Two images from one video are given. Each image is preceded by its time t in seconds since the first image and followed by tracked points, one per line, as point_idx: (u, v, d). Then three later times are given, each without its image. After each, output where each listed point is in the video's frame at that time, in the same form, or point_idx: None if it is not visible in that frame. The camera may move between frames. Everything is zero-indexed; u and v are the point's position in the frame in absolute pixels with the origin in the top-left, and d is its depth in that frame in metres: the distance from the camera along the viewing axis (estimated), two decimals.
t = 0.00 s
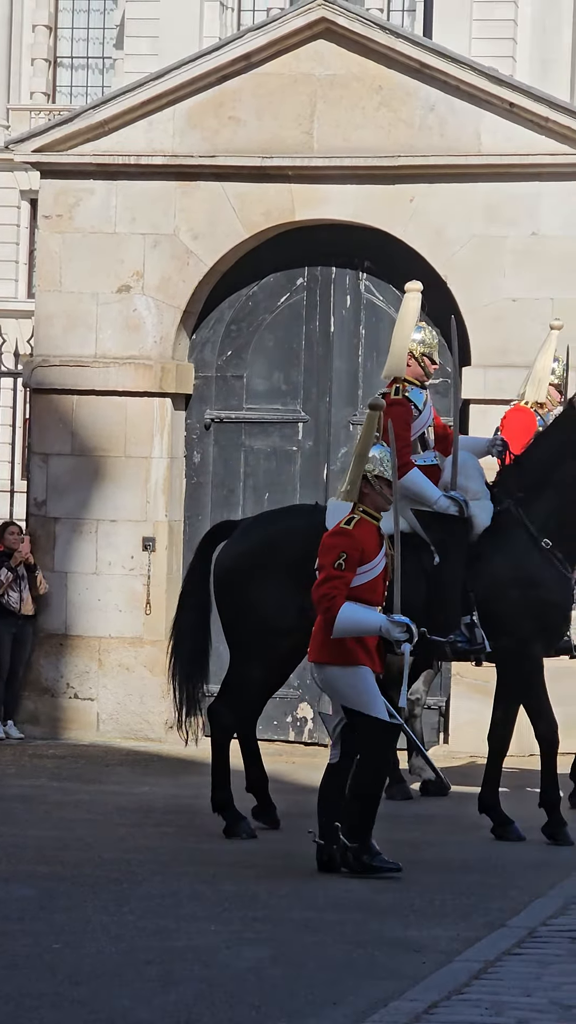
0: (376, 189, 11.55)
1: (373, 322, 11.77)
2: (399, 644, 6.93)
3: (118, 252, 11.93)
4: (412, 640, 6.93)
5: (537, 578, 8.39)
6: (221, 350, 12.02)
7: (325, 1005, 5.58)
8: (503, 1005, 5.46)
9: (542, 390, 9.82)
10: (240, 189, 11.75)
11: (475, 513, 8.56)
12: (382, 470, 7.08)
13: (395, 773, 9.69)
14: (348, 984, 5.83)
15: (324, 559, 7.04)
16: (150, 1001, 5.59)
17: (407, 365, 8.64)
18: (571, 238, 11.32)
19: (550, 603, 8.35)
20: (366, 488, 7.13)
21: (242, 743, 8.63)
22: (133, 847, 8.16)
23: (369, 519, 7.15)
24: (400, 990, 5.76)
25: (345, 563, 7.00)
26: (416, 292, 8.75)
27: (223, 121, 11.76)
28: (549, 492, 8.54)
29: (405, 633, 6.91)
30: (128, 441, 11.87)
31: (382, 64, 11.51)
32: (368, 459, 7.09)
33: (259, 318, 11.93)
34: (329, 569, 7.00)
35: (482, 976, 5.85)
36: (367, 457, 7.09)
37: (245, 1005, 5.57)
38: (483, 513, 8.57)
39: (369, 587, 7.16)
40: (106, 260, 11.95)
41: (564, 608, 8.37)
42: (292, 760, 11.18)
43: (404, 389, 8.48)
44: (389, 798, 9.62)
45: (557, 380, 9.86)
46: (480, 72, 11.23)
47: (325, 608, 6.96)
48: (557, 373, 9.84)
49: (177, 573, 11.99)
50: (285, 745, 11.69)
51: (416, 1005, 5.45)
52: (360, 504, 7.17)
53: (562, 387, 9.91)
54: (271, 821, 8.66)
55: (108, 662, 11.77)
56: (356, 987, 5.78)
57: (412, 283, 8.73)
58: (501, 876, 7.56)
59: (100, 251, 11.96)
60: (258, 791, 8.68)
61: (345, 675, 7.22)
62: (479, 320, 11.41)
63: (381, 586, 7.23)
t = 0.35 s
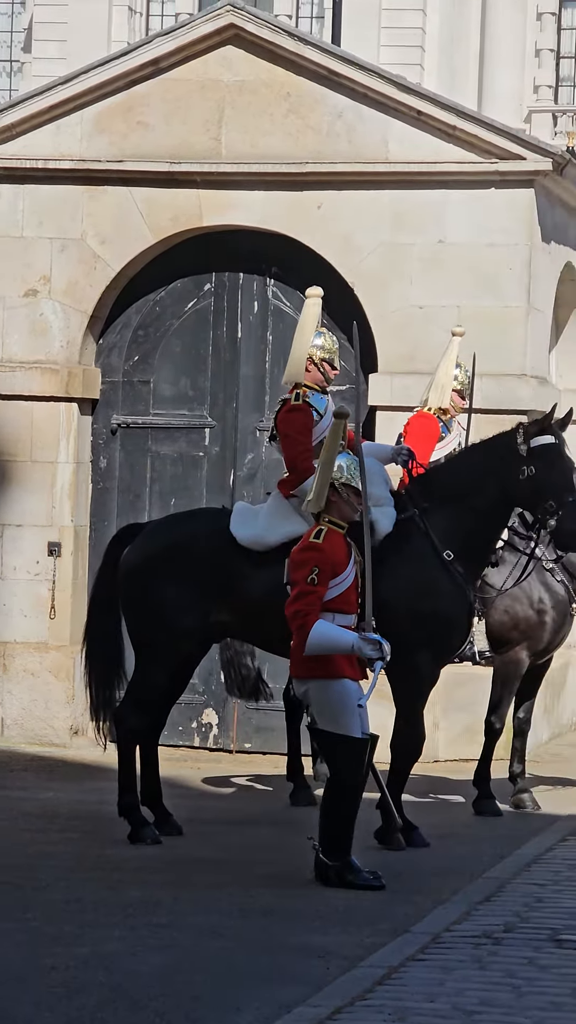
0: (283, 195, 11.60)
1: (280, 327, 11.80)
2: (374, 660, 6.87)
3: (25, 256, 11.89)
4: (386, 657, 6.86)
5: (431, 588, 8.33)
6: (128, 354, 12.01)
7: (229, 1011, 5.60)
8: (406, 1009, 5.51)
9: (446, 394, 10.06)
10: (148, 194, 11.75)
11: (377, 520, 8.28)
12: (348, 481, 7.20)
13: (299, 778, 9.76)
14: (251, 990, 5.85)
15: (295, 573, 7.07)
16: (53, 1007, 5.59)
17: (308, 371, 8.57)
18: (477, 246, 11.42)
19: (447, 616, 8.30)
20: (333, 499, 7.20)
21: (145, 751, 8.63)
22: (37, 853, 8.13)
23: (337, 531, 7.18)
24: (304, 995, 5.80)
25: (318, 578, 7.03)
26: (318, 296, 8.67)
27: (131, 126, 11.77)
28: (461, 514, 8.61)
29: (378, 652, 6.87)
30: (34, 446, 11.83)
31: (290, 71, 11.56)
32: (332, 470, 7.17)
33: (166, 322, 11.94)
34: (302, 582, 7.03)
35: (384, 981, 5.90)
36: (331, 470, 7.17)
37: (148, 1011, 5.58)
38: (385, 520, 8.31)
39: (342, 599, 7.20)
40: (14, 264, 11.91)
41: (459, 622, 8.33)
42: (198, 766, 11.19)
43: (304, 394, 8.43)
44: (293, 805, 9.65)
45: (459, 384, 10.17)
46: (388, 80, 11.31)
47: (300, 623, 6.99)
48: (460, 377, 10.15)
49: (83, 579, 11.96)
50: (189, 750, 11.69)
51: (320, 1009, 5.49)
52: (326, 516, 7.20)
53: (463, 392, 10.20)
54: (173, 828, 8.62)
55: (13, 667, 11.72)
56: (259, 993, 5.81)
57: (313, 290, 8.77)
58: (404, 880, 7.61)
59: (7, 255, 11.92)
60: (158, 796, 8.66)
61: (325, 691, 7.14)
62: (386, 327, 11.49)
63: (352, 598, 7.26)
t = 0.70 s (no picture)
0: (220, 199, 11.59)
1: (217, 332, 11.80)
2: (390, 653, 7.08)
3: None
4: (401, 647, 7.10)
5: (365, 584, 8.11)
6: (64, 357, 11.96)
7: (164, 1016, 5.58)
8: (342, 1014, 5.52)
9: (380, 398, 10.02)
10: (84, 197, 11.70)
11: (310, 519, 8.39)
12: (341, 484, 6.99)
13: (235, 782, 9.79)
14: (185, 995, 5.84)
15: (296, 574, 6.95)
16: None
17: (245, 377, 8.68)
18: (413, 251, 11.47)
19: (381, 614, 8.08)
20: (325, 502, 7.03)
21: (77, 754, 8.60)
22: None
23: (328, 534, 7.05)
24: (240, 999, 5.79)
25: (319, 579, 6.95)
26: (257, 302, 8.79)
27: (68, 129, 11.72)
28: (390, 514, 8.38)
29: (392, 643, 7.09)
30: None
31: (228, 75, 11.57)
32: (325, 472, 6.98)
33: (102, 326, 11.91)
34: (304, 584, 6.93)
35: (319, 986, 5.91)
36: (325, 472, 6.99)
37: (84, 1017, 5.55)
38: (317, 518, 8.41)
39: (332, 601, 7.14)
40: None
41: (395, 625, 8.18)
42: (133, 770, 11.15)
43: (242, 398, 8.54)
44: (228, 808, 9.70)
45: (392, 387, 10.12)
46: (325, 84, 11.36)
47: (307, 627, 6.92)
48: (393, 381, 10.13)
49: (17, 582, 11.89)
50: (124, 755, 11.66)
51: (256, 1014, 5.49)
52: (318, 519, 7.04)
53: (396, 395, 10.17)
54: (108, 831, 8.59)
55: None
56: (194, 998, 5.80)
57: (254, 296, 8.79)
58: (338, 885, 7.63)
59: None
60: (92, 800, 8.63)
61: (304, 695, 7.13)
62: (323, 331, 11.51)
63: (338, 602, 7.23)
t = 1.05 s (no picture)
0: (202, 201, 11.59)
1: (198, 334, 11.81)
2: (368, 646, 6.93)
3: None
4: (381, 642, 6.95)
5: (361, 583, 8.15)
6: (45, 359, 11.95)
7: (142, 1017, 5.59)
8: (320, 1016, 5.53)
9: (356, 402, 9.76)
10: (66, 198, 11.69)
11: (290, 521, 8.42)
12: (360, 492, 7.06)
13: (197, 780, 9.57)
14: (164, 996, 5.84)
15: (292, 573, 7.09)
16: None
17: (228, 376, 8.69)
18: (395, 254, 11.49)
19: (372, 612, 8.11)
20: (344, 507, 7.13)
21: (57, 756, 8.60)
22: None
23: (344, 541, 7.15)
24: (218, 1000, 5.80)
25: (314, 578, 7.03)
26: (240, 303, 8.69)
27: (50, 130, 11.71)
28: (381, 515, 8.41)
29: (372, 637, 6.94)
30: None
31: (210, 77, 11.57)
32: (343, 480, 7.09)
33: (84, 328, 11.89)
34: (297, 581, 7.05)
35: (298, 988, 5.91)
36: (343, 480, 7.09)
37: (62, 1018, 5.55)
38: (299, 520, 8.43)
39: (338, 607, 7.15)
40: None
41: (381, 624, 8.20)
42: (113, 772, 11.15)
43: (224, 397, 8.61)
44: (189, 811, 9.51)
45: (365, 389, 9.86)
46: (308, 87, 11.36)
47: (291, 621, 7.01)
48: (366, 383, 9.89)
49: None
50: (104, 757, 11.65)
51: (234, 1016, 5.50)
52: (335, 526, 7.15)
53: (371, 396, 9.91)
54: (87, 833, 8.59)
55: None
56: (172, 999, 5.80)
57: (236, 296, 8.67)
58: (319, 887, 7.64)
59: None
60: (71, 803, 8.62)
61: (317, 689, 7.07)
62: (305, 334, 11.52)
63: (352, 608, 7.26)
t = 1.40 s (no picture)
0: (185, 204, 11.59)
1: (182, 337, 11.80)
2: (380, 669, 7.01)
3: None
4: (393, 665, 7.01)
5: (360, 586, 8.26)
6: (29, 362, 11.92)
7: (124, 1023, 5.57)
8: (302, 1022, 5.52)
9: (326, 399, 9.99)
10: (50, 202, 11.68)
11: (273, 528, 8.60)
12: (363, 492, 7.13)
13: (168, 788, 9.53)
14: (146, 1001, 5.83)
15: (301, 580, 7.06)
16: None
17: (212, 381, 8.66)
18: (379, 259, 11.51)
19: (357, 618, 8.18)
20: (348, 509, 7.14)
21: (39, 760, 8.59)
22: None
23: (346, 543, 7.13)
24: (201, 1006, 5.78)
25: (325, 587, 7.02)
26: (224, 309, 8.81)
27: (34, 134, 11.70)
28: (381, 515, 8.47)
29: (385, 660, 7.00)
30: None
31: (195, 81, 11.57)
32: (347, 480, 7.15)
33: (68, 331, 11.88)
34: (308, 590, 7.02)
35: (281, 993, 5.91)
36: (347, 480, 7.16)
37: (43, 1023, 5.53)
38: (281, 528, 8.61)
39: (344, 614, 7.16)
40: None
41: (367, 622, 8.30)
42: (96, 776, 11.12)
43: (207, 403, 8.61)
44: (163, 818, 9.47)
45: (338, 387, 10.06)
46: (292, 91, 11.36)
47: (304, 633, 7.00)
48: (338, 382, 10.09)
49: None
50: (87, 762, 11.63)
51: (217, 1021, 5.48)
52: (338, 527, 7.14)
53: (344, 395, 10.10)
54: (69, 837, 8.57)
55: None
56: (154, 1005, 5.78)
57: (221, 298, 8.79)
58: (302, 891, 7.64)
59: None
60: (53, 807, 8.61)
61: (317, 703, 7.14)
62: (289, 338, 11.51)
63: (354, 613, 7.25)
